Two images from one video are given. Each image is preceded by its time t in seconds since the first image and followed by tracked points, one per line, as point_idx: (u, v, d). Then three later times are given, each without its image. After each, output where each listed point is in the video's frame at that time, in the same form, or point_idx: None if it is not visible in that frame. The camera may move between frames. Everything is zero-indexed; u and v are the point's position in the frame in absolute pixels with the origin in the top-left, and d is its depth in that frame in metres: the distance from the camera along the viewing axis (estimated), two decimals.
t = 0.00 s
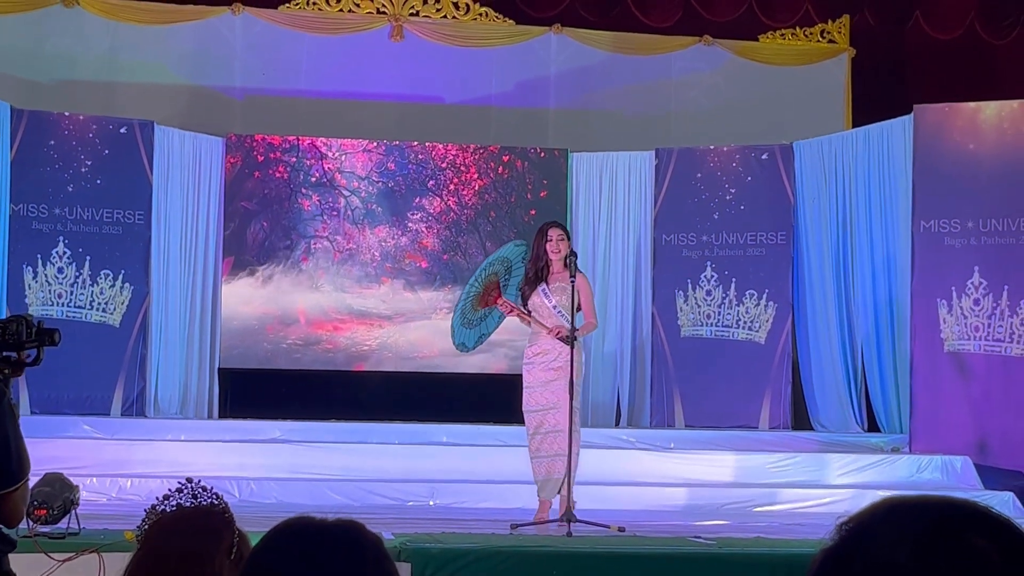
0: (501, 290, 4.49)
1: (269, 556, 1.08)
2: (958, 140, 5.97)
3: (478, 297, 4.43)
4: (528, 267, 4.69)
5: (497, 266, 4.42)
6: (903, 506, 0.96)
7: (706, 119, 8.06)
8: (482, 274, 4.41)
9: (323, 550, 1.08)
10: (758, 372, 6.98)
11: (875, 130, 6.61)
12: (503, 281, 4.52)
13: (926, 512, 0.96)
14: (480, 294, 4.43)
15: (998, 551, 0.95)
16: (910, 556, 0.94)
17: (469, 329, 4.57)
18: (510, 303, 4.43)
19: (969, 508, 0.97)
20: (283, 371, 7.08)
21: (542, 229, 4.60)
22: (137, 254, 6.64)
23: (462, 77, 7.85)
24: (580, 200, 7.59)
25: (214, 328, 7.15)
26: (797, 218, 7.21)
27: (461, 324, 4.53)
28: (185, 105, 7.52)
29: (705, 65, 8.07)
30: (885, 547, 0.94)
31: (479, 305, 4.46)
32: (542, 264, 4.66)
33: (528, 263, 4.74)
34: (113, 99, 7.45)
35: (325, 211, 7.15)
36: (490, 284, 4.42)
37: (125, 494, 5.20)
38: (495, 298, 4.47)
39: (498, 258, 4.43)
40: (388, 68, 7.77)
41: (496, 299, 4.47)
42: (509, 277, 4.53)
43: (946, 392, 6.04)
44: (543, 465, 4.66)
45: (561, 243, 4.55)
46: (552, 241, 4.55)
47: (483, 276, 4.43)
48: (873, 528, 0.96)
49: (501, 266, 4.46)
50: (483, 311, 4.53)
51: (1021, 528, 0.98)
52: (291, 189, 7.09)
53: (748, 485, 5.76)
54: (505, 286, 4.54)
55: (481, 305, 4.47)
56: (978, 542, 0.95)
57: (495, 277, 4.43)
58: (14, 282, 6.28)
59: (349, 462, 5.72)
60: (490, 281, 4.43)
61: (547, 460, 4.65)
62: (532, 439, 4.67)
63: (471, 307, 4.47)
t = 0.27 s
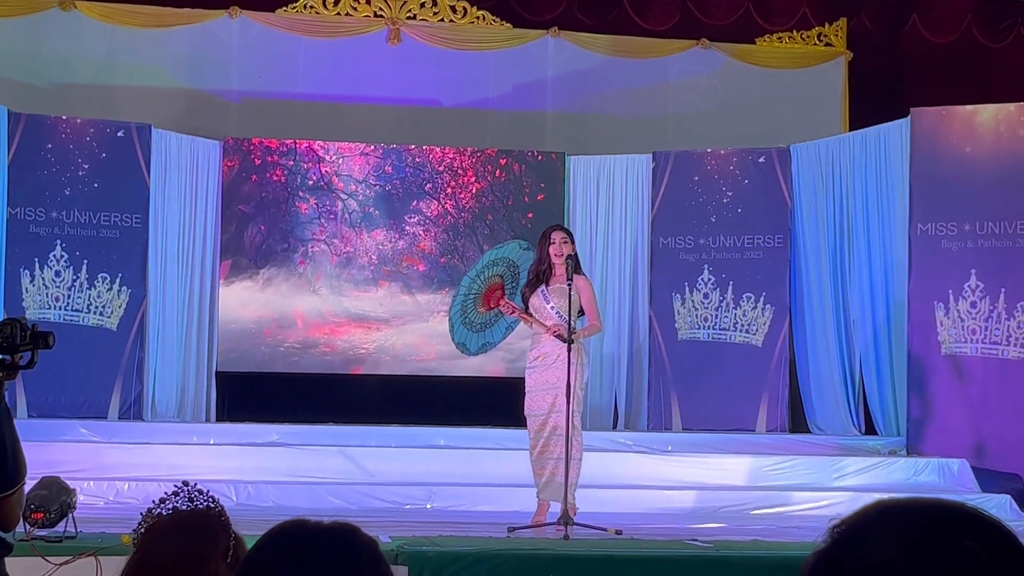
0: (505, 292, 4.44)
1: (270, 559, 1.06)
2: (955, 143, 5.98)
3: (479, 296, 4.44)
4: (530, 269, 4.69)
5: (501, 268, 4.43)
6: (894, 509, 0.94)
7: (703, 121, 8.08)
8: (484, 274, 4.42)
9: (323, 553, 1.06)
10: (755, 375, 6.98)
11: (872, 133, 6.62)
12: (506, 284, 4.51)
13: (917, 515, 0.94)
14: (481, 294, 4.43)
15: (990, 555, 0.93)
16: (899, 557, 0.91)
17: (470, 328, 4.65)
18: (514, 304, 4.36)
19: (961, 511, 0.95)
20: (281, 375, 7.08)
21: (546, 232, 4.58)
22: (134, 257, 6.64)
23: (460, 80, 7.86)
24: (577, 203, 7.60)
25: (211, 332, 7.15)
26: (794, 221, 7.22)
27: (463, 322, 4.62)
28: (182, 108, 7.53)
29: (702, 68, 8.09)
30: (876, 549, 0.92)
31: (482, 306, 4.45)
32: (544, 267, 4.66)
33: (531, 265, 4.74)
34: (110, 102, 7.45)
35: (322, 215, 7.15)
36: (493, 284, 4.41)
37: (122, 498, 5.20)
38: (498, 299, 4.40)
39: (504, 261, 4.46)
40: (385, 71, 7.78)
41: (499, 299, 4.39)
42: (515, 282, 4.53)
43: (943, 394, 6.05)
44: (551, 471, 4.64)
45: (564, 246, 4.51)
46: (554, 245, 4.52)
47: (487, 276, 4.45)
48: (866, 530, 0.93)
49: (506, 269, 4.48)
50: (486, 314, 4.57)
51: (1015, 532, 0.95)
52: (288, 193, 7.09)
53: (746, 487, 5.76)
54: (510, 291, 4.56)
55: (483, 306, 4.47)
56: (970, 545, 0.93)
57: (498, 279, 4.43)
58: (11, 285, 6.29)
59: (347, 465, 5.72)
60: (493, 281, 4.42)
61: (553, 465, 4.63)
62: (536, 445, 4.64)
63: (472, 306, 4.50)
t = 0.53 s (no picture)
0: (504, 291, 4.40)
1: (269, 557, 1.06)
2: (951, 145, 5.99)
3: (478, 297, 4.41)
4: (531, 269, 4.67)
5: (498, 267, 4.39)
6: (888, 504, 0.94)
7: (700, 123, 8.08)
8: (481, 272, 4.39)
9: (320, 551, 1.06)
10: (752, 376, 6.99)
11: (869, 135, 6.63)
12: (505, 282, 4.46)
13: (909, 510, 0.94)
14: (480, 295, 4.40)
15: (983, 551, 0.93)
16: (892, 551, 0.92)
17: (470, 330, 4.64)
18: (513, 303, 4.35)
19: (954, 505, 0.95)
20: (278, 377, 7.08)
21: (550, 233, 4.57)
22: (131, 259, 6.64)
23: (456, 82, 7.85)
24: (574, 205, 7.61)
25: (208, 334, 7.14)
26: (791, 222, 7.23)
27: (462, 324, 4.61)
28: (179, 110, 7.53)
29: (699, 69, 8.09)
30: (867, 544, 0.92)
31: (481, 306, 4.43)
32: (545, 267, 4.63)
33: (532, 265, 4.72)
34: (107, 104, 7.45)
35: (319, 217, 7.15)
36: (491, 284, 4.38)
37: (119, 500, 5.20)
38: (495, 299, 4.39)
39: (500, 260, 4.42)
40: (381, 74, 7.79)
41: (498, 300, 4.37)
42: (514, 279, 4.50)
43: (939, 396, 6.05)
44: (550, 472, 4.64)
45: (566, 247, 4.49)
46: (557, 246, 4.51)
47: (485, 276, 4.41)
48: (859, 525, 0.93)
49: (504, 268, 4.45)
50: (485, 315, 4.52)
51: (1010, 530, 0.95)
52: (285, 194, 7.10)
53: (743, 489, 5.76)
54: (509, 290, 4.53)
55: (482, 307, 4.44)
56: (963, 541, 0.93)
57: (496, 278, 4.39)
58: (8, 288, 6.29)
59: (344, 467, 5.72)
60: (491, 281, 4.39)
61: (552, 467, 4.63)
62: (535, 445, 4.63)
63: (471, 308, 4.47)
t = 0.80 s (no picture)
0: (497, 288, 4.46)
1: (266, 554, 1.06)
2: (949, 144, 6.00)
3: (472, 295, 4.43)
4: (533, 264, 4.64)
5: (491, 264, 4.41)
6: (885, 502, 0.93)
7: (698, 122, 8.09)
8: (476, 270, 4.41)
9: (319, 548, 1.06)
10: (749, 376, 7.00)
11: (866, 135, 6.64)
12: (500, 278, 4.48)
13: (908, 507, 0.92)
14: (475, 292, 4.42)
15: (986, 547, 0.91)
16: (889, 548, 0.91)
17: (466, 328, 4.56)
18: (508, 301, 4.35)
19: (953, 501, 0.94)
20: (275, 376, 7.08)
21: (551, 228, 4.54)
22: (128, 259, 6.63)
23: (453, 82, 7.86)
24: (571, 205, 7.62)
25: (206, 334, 7.14)
26: (788, 222, 7.24)
27: (457, 324, 4.53)
28: (177, 110, 7.53)
29: (697, 69, 8.09)
30: (864, 542, 0.91)
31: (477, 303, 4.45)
32: (545, 263, 4.58)
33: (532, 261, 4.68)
34: (104, 104, 7.45)
35: (317, 216, 7.15)
36: (485, 281, 4.41)
37: (117, 499, 5.20)
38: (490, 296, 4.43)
39: (492, 257, 4.42)
40: (380, 73, 7.79)
41: (492, 296, 4.42)
42: (507, 275, 4.52)
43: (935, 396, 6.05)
44: (549, 472, 4.64)
45: (567, 245, 4.46)
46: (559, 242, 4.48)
47: (478, 274, 4.42)
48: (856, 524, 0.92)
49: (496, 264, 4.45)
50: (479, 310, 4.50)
51: (1010, 525, 0.94)
52: (283, 194, 7.09)
53: (740, 489, 5.76)
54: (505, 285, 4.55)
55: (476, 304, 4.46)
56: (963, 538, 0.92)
57: (489, 275, 4.41)
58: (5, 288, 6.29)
59: (341, 467, 5.72)
60: (485, 278, 4.41)
61: (551, 466, 4.63)
62: (534, 444, 4.63)
63: (466, 306, 4.47)
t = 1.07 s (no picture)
0: (497, 284, 4.47)
1: (269, 554, 1.06)
2: (947, 143, 6.00)
3: (473, 290, 4.39)
4: (535, 264, 4.60)
5: (492, 260, 4.41)
6: (891, 501, 0.94)
7: (696, 121, 8.09)
8: (478, 265, 4.40)
9: (324, 544, 1.07)
10: (747, 374, 7.00)
11: (864, 133, 6.64)
12: (500, 275, 4.50)
13: (914, 508, 0.94)
14: (476, 287, 4.39)
15: (990, 550, 0.93)
16: (889, 544, 0.92)
17: (465, 322, 4.52)
18: (508, 297, 4.34)
19: (961, 503, 0.95)
20: (273, 374, 7.07)
21: (551, 228, 4.49)
22: (126, 257, 6.63)
23: (452, 80, 7.86)
24: (569, 203, 7.62)
25: (204, 331, 7.13)
26: (786, 220, 7.24)
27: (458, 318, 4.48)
28: (174, 108, 7.52)
29: (695, 67, 8.09)
30: (864, 538, 0.93)
31: (474, 298, 4.43)
32: (546, 263, 4.53)
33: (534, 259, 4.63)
34: (102, 102, 7.45)
35: (314, 215, 7.15)
36: (486, 276, 4.40)
37: (115, 498, 5.20)
38: (490, 291, 4.44)
39: (493, 253, 4.42)
40: (378, 71, 7.79)
41: (492, 292, 4.43)
42: (507, 271, 4.53)
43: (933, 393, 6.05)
44: (547, 470, 4.62)
45: (567, 245, 4.42)
46: (559, 242, 4.43)
47: (480, 268, 4.41)
48: (860, 519, 0.94)
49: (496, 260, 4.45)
50: (477, 306, 4.50)
51: (1011, 522, 0.95)
52: (280, 192, 7.09)
53: (738, 486, 5.77)
54: (504, 282, 4.56)
55: (476, 299, 4.44)
56: (967, 538, 0.93)
57: (490, 271, 4.42)
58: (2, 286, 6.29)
59: (339, 465, 5.72)
60: (486, 274, 4.40)
61: (549, 465, 4.61)
62: (533, 442, 4.63)
63: (465, 300, 4.44)
